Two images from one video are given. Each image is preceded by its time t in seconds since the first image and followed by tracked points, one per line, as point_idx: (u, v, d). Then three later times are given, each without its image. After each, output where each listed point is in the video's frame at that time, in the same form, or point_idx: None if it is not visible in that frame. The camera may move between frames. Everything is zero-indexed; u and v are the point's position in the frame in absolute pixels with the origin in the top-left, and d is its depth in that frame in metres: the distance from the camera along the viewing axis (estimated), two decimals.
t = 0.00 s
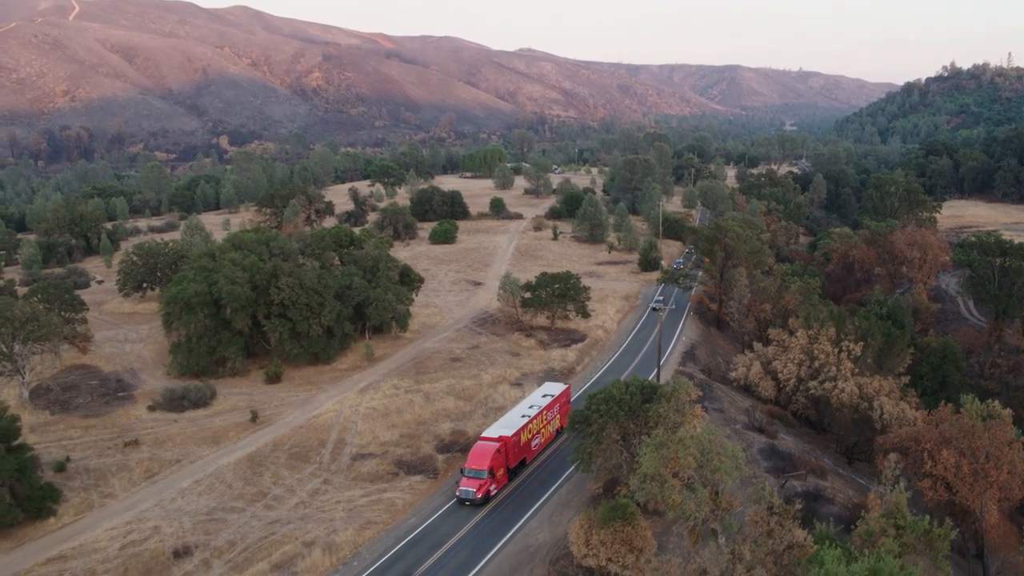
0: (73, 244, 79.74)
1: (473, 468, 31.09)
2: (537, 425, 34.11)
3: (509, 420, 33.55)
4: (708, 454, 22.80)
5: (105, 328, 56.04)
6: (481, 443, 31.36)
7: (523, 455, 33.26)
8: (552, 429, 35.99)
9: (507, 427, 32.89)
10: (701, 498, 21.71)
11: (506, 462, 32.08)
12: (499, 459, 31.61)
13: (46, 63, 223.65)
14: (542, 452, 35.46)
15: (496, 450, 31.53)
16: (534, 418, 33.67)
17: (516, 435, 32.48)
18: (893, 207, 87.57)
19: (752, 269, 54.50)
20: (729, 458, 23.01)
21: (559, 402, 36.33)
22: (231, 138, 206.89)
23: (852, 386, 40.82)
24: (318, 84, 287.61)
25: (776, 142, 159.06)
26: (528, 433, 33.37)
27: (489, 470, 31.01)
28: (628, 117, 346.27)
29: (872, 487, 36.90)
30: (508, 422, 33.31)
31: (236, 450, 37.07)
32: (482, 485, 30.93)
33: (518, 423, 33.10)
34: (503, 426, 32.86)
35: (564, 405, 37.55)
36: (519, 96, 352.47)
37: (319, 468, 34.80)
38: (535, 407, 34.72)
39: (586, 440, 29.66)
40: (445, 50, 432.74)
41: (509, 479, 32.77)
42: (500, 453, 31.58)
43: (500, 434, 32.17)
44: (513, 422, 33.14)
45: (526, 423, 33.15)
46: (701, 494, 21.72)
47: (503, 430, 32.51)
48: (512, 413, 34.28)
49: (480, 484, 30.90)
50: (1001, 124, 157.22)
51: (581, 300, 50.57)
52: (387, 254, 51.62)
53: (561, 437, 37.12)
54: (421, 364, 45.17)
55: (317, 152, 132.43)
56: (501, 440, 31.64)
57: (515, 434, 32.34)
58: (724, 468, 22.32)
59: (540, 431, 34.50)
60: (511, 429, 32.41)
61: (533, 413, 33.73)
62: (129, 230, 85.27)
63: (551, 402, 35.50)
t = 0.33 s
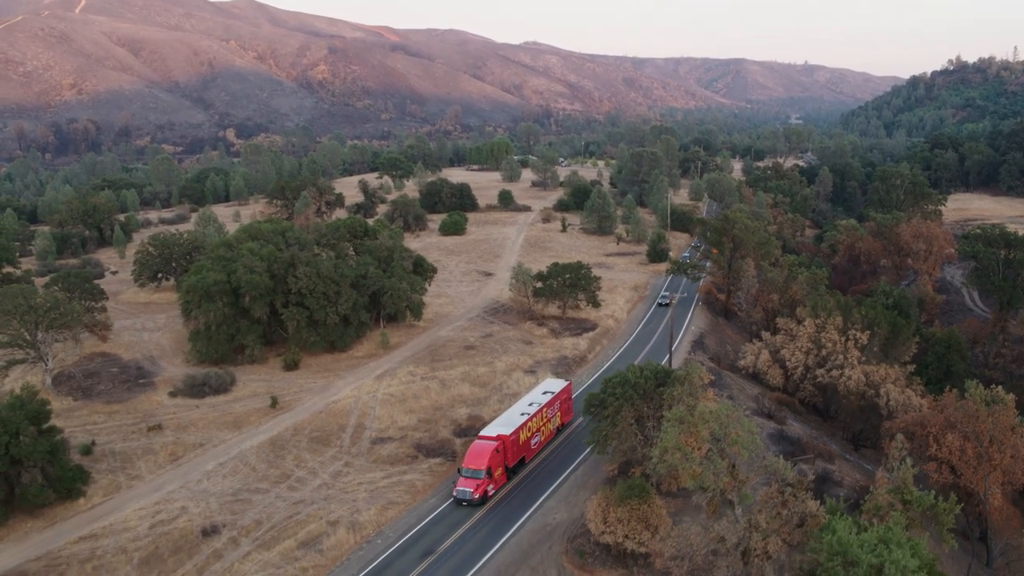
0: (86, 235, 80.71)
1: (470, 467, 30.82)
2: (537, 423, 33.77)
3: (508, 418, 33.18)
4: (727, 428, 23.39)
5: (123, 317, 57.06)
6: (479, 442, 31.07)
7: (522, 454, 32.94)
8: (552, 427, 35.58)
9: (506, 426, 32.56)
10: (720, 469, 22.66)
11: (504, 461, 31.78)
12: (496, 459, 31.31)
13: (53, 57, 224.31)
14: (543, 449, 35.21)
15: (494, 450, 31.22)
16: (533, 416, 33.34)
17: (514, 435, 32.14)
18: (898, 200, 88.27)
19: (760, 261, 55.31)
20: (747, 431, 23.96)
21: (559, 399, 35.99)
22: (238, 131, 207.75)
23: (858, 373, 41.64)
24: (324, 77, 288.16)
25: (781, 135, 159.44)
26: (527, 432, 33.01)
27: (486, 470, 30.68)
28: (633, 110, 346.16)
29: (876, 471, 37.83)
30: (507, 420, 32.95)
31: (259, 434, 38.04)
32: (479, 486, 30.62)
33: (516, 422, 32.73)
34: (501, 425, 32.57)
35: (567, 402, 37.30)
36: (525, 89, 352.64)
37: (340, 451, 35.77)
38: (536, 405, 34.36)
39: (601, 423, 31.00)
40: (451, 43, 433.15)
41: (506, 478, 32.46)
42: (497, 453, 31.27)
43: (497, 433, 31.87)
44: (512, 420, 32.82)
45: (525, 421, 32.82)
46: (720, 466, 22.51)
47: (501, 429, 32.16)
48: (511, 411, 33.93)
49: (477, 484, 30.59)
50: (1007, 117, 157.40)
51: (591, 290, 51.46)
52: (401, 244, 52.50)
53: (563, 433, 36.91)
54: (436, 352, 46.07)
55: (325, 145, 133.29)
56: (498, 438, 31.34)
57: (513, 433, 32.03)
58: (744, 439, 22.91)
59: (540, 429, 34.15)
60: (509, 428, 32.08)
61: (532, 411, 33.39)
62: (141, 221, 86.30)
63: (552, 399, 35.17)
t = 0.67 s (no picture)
0: (100, 224, 81.73)
1: (469, 464, 30.44)
2: (537, 418, 33.57)
3: (508, 414, 32.88)
4: (743, 402, 23.95)
5: (141, 303, 58.04)
6: (478, 438, 30.75)
7: (521, 451, 32.68)
8: (552, 423, 35.34)
9: (505, 422, 32.25)
10: (737, 441, 23.06)
11: (503, 458, 31.46)
12: (495, 456, 30.97)
13: (60, 47, 224.80)
14: (543, 445, 34.95)
15: (493, 446, 30.94)
16: (534, 411, 33.14)
17: (514, 430, 31.90)
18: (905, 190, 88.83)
19: (769, 249, 56.06)
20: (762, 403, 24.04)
21: (561, 394, 35.77)
22: (245, 121, 208.35)
23: (866, 359, 42.34)
24: (331, 67, 288.53)
25: (789, 126, 159.48)
26: (526, 428, 32.74)
27: (485, 466, 30.29)
28: (639, 100, 345.37)
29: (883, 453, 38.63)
30: (506, 416, 32.67)
31: (280, 416, 38.95)
32: (477, 483, 30.20)
33: (516, 418, 32.44)
34: (500, 421, 32.27)
35: (569, 396, 37.08)
36: (531, 79, 352.14)
37: (362, 432, 36.78)
38: (536, 400, 34.05)
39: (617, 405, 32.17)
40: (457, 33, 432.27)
41: (506, 476, 32.26)
42: (497, 449, 30.99)
43: (496, 429, 31.59)
44: (512, 416, 32.56)
45: (525, 417, 32.60)
46: (738, 438, 23.10)
47: (500, 425, 31.89)
48: (511, 407, 33.68)
49: (475, 481, 30.15)
50: (1014, 109, 157.22)
51: (603, 277, 52.25)
52: (416, 232, 53.35)
53: (565, 428, 36.71)
54: (451, 337, 46.93)
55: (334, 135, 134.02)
56: (498, 434, 31.08)
57: (512, 428, 31.79)
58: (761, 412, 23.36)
59: (540, 425, 33.91)
60: (508, 424, 31.83)
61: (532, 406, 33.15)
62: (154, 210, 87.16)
63: (553, 394, 34.98)
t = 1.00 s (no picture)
0: (114, 211, 82.59)
1: (467, 460, 30.26)
2: (537, 413, 33.37)
3: (508, 409, 32.67)
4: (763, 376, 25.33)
5: (160, 288, 59.06)
6: (477, 433, 30.57)
7: (521, 446, 32.49)
8: (554, 417, 35.18)
9: (506, 417, 32.07)
10: (756, 413, 24.16)
11: (502, 453, 31.29)
12: (494, 452, 30.79)
13: (68, 35, 225.28)
14: (542, 441, 34.66)
15: (493, 441, 30.74)
16: (535, 405, 32.93)
17: (514, 425, 31.69)
18: (913, 178, 89.37)
19: (778, 236, 56.88)
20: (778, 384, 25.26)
21: (563, 387, 35.51)
22: (253, 110, 208.90)
23: (875, 343, 43.07)
24: (338, 56, 288.66)
25: (796, 114, 159.50)
26: (527, 422, 32.55)
27: (483, 463, 30.13)
28: (646, 89, 344.17)
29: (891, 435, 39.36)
30: (506, 411, 32.45)
31: (301, 396, 39.93)
32: (475, 479, 29.99)
33: (516, 413, 32.23)
34: (500, 416, 32.11)
35: (572, 389, 36.67)
36: (538, 68, 351.43)
37: (382, 412, 37.79)
38: (537, 393, 33.82)
39: (633, 385, 32.99)
40: (463, 22, 431.23)
41: (506, 471, 32.11)
42: (496, 444, 30.85)
43: (496, 424, 31.38)
44: (512, 411, 32.34)
45: (525, 411, 32.39)
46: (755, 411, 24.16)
47: (500, 420, 31.67)
48: (511, 402, 33.47)
49: (474, 478, 29.97)
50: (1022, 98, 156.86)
51: (615, 263, 53.06)
52: (430, 218, 54.16)
53: (567, 422, 36.49)
54: (466, 321, 47.83)
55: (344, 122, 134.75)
56: (497, 429, 30.88)
57: (512, 424, 31.57)
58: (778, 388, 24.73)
59: (541, 419, 33.70)
60: (508, 419, 31.60)
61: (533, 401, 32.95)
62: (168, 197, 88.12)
63: (555, 387, 34.93)
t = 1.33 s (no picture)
0: (129, 197, 83.50)
1: (467, 455, 29.90)
2: (538, 406, 32.95)
3: (508, 403, 32.29)
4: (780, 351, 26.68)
5: (178, 272, 60.01)
6: (477, 427, 30.16)
7: (522, 440, 32.08)
8: (557, 410, 34.82)
9: (505, 411, 31.66)
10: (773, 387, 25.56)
11: (503, 447, 30.94)
12: (495, 446, 30.41)
13: (76, 23, 225.55)
14: (542, 436, 34.27)
15: (493, 436, 30.34)
16: (536, 399, 32.55)
17: (514, 419, 31.33)
18: (920, 166, 89.79)
19: (788, 222, 57.51)
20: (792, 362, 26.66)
21: (564, 380, 35.07)
22: (261, 97, 209.26)
23: (883, 327, 43.68)
24: (345, 44, 288.46)
25: (804, 103, 159.41)
26: (528, 416, 32.16)
27: (483, 458, 29.77)
28: (653, 77, 343.25)
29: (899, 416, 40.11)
30: (507, 405, 32.07)
31: (322, 377, 40.88)
32: (474, 475, 29.67)
33: (517, 407, 31.81)
34: (500, 410, 31.68)
35: (573, 382, 36.26)
36: (545, 56, 350.40)
37: (403, 392, 38.77)
38: (539, 386, 33.42)
39: (650, 363, 33.82)
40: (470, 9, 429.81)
41: (506, 467, 31.74)
42: (497, 439, 30.48)
43: (497, 418, 30.97)
44: (513, 404, 31.94)
45: (526, 405, 32.01)
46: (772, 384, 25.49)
47: (501, 413, 31.28)
48: (512, 395, 33.10)
49: (473, 473, 29.66)
50: None
51: (627, 248, 53.77)
52: (445, 203, 54.94)
53: (568, 417, 36.18)
54: (482, 304, 48.68)
55: (353, 110, 135.30)
56: (497, 424, 30.47)
57: (513, 417, 31.17)
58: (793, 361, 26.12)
59: (542, 413, 33.34)
60: (509, 413, 31.19)
61: (534, 394, 32.46)
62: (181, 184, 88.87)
63: (557, 380, 34.48)
